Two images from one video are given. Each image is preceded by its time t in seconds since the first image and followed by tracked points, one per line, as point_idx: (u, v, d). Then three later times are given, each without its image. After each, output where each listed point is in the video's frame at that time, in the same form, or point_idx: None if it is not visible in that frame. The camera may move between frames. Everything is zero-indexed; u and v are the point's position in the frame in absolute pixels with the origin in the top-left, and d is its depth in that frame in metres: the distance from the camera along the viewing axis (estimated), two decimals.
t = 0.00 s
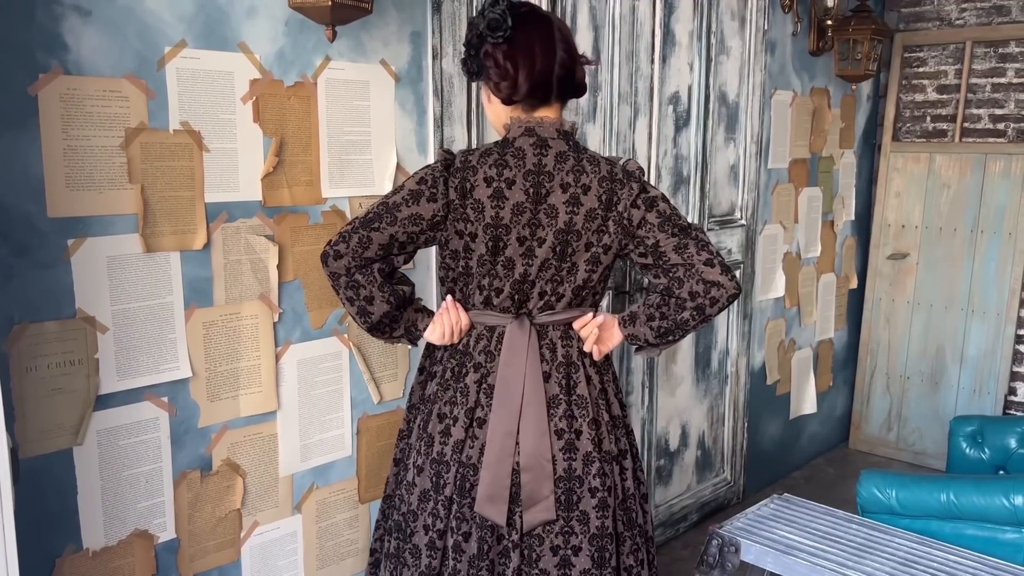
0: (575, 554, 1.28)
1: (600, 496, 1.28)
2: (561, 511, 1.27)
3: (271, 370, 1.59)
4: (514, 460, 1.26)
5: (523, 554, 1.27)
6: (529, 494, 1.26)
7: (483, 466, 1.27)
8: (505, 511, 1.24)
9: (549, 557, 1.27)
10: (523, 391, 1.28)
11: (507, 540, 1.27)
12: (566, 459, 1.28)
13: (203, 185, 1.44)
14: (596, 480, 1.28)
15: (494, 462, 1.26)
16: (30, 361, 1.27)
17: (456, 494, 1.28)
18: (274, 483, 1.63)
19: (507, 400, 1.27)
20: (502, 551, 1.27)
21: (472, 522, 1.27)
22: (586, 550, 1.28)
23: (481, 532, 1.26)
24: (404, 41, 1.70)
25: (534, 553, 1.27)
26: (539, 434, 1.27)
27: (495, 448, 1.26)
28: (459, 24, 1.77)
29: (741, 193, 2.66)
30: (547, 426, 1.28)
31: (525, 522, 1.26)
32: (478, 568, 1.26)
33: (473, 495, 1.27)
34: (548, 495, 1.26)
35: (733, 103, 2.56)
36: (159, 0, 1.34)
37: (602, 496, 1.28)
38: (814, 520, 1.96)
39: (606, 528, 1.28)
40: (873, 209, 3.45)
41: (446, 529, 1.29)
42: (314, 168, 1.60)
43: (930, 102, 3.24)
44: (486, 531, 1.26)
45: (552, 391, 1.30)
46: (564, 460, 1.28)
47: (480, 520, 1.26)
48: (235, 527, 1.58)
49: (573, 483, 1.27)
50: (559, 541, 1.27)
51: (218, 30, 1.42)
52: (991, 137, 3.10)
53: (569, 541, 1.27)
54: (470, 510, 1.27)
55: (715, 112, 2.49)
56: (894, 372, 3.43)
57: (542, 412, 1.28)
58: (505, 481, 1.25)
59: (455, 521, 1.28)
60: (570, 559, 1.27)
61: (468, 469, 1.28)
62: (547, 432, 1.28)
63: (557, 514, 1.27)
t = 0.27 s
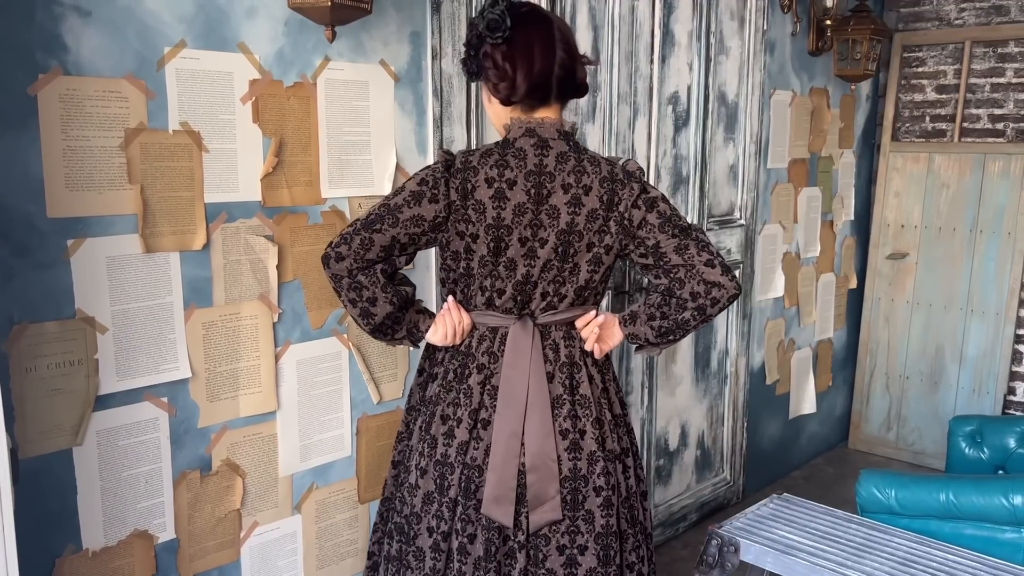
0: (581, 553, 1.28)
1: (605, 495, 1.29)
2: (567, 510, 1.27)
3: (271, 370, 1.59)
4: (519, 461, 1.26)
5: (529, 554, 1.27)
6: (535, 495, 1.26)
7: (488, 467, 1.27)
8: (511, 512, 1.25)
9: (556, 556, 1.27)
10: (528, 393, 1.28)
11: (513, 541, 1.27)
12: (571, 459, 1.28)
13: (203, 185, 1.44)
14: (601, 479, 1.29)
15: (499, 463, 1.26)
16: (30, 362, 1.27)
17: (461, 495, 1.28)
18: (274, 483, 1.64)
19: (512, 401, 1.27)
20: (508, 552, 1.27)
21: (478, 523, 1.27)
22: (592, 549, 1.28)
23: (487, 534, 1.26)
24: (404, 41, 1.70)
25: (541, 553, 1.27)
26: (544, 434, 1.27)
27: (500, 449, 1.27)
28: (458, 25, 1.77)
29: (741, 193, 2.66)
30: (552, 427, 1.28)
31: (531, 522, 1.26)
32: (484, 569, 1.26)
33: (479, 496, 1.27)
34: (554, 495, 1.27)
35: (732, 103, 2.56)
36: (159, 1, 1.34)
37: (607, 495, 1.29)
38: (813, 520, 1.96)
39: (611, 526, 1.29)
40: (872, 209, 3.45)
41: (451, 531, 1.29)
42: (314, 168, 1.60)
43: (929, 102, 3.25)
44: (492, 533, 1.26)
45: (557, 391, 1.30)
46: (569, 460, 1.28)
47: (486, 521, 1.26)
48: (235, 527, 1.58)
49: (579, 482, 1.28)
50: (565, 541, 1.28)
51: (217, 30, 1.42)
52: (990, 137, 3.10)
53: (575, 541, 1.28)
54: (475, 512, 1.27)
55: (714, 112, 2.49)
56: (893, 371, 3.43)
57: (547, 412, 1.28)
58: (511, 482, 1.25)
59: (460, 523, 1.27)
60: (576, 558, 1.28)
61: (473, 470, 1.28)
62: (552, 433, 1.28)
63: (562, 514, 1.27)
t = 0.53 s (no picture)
0: (581, 553, 1.28)
1: (604, 494, 1.29)
2: (566, 510, 1.27)
3: (271, 370, 1.59)
4: (518, 461, 1.27)
5: (529, 554, 1.27)
6: (535, 494, 1.26)
7: (488, 467, 1.27)
8: (511, 512, 1.25)
9: (556, 556, 1.28)
10: (528, 393, 1.28)
11: (513, 541, 1.27)
12: (571, 458, 1.28)
13: (203, 186, 1.44)
14: (601, 478, 1.29)
15: (499, 463, 1.26)
16: (30, 361, 1.27)
17: (461, 495, 1.28)
18: (274, 483, 1.64)
19: (512, 401, 1.28)
20: (508, 552, 1.27)
21: (478, 523, 1.27)
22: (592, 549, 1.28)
23: (487, 533, 1.26)
24: (404, 42, 1.70)
25: (541, 553, 1.27)
26: (544, 434, 1.27)
27: (500, 449, 1.27)
28: (458, 25, 1.78)
29: (741, 193, 2.66)
30: (552, 427, 1.28)
31: (531, 522, 1.26)
32: (484, 569, 1.26)
33: (479, 496, 1.27)
34: (554, 495, 1.27)
35: (732, 103, 2.56)
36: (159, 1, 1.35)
37: (607, 495, 1.29)
38: (813, 520, 1.96)
39: (611, 526, 1.29)
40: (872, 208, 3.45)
41: (452, 531, 1.29)
42: (314, 168, 1.60)
43: (928, 102, 3.25)
44: (492, 533, 1.26)
45: (556, 391, 1.30)
46: (568, 459, 1.28)
47: (486, 521, 1.26)
48: (236, 527, 1.59)
49: (578, 482, 1.28)
50: (565, 540, 1.28)
51: (217, 30, 1.42)
52: (989, 136, 3.10)
53: (575, 540, 1.28)
54: (475, 511, 1.27)
55: (714, 112, 2.49)
56: (892, 371, 3.44)
57: (547, 412, 1.28)
58: (511, 482, 1.25)
59: (460, 523, 1.28)
60: (575, 558, 1.28)
61: (473, 470, 1.28)
62: (552, 432, 1.28)
63: (562, 514, 1.27)
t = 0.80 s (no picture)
0: (580, 552, 1.28)
1: (603, 493, 1.29)
2: (565, 509, 1.27)
3: (272, 370, 1.59)
4: (517, 460, 1.27)
5: (528, 553, 1.27)
6: (533, 493, 1.26)
7: (487, 466, 1.27)
8: (509, 511, 1.25)
9: (555, 555, 1.28)
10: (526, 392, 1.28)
11: (512, 540, 1.27)
12: (569, 457, 1.28)
13: (203, 185, 1.44)
14: (600, 477, 1.29)
15: (498, 462, 1.26)
16: (30, 361, 1.28)
17: (460, 494, 1.28)
18: (274, 482, 1.64)
19: (510, 400, 1.28)
20: (506, 551, 1.28)
21: (476, 522, 1.27)
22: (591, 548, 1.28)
23: (486, 532, 1.26)
24: (404, 41, 1.70)
25: (539, 552, 1.28)
26: (542, 433, 1.27)
27: (499, 448, 1.27)
28: (458, 25, 1.78)
29: (740, 193, 2.66)
30: (551, 426, 1.28)
31: (530, 521, 1.26)
32: (483, 568, 1.27)
33: (477, 494, 1.27)
34: (552, 494, 1.27)
35: (731, 103, 2.56)
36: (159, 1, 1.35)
37: (606, 494, 1.29)
38: (812, 519, 1.96)
39: (610, 525, 1.29)
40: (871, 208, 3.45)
41: (451, 530, 1.30)
42: (314, 168, 1.60)
43: (928, 102, 3.25)
44: (491, 532, 1.26)
45: (555, 390, 1.30)
46: (567, 458, 1.28)
47: (484, 520, 1.26)
48: (236, 527, 1.59)
49: (577, 481, 1.28)
50: (564, 539, 1.28)
51: (217, 30, 1.42)
52: (988, 136, 3.11)
53: (574, 539, 1.28)
54: (474, 510, 1.27)
55: (713, 112, 2.49)
56: (892, 371, 3.44)
57: (546, 411, 1.28)
58: (510, 481, 1.25)
59: (459, 521, 1.28)
60: (574, 557, 1.28)
61: (472, 469, 1.28)
62: (550, 431, 1.28)
63: (561, 513, 1.27)
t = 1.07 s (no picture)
0: (577, 553, 1.28)
1: (601, 494, 1.29)
2: (562, 510, 1.27)
3: (271, 370, 1.59)
4: (514, 461, 1.27)
5: (525, 554, 1.28)
6: (530, 494, 1.26)
7: (484, 467, 1.27)
8: (506, 512, 1.25)
9: (551, 556, 1.28)
10: (523, 394, 1.28)
11: (509, 540, 1.27)
12: (566, 458, 1.28)
13: (203, 185, 1.44)
14: (597, 478, 1.29)
15: (495, 463, 1.26)
16: (30, 361, 1.28)
17: (457, 495, 1.28)
18: (274, 482, 1.64)
19: (508, 402, 1.28)
20: (503, 551, 1.28)
21: (473, 523, 1.27)
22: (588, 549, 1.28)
23: (482, 533, 1.27)
24: (403, 41, 1.71)
25: (536, 552, 1.28)
26: (539, 434, 1.27)
27: (496, 449, 1.27)
28: (458, 25, 1.78)
29: (740, 193, 2.66)
30: (548, 427, 1.28)
31: (526, 521, 1.26)
32: (480, 568, 1.27)
33: (474, 495, 1.27)
34: (549, 495, 1.27)
35: (731, 104, 2.56)
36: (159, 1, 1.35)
37: (603, 495, 1.29)
38: (812, 519, 1.96)
39: (607, 526, 1.29)
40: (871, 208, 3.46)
41: (449, 530, 1.30)
42: (314, 168, 1.60)
43: (927, 102, 3.25)
44: (488, 533, 1.27)
45: (552, 391, 1.30)
46: (564, 459, 1.28)
47: (481, 520, 1.27)
48: (236, 527, 1.59)
49: (574, 482, 1.28)
50: (561, 540, 1.28)
51: (217, 30, 1.42)
52: (988, 137, 3.11)
53: (571, 540, 1.28)
54: (471, 511, 1.28)
55: (713, 113, 2.49)
56: (891, 371, 3.44)
57: (543, 412, 1.28)
58: (506, 482, 1.26)
59: (456, 522, 1.28)
60: (571, 558, 1.28)
61: (469, 470, 1.28)
62: (547, 432, 1.28)
63: (558, 514, 1.27)
